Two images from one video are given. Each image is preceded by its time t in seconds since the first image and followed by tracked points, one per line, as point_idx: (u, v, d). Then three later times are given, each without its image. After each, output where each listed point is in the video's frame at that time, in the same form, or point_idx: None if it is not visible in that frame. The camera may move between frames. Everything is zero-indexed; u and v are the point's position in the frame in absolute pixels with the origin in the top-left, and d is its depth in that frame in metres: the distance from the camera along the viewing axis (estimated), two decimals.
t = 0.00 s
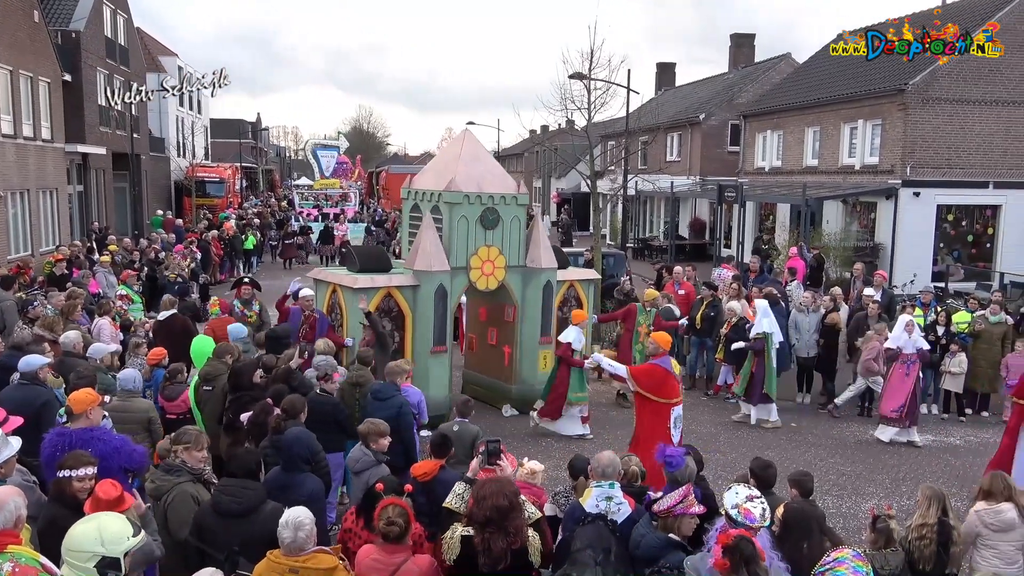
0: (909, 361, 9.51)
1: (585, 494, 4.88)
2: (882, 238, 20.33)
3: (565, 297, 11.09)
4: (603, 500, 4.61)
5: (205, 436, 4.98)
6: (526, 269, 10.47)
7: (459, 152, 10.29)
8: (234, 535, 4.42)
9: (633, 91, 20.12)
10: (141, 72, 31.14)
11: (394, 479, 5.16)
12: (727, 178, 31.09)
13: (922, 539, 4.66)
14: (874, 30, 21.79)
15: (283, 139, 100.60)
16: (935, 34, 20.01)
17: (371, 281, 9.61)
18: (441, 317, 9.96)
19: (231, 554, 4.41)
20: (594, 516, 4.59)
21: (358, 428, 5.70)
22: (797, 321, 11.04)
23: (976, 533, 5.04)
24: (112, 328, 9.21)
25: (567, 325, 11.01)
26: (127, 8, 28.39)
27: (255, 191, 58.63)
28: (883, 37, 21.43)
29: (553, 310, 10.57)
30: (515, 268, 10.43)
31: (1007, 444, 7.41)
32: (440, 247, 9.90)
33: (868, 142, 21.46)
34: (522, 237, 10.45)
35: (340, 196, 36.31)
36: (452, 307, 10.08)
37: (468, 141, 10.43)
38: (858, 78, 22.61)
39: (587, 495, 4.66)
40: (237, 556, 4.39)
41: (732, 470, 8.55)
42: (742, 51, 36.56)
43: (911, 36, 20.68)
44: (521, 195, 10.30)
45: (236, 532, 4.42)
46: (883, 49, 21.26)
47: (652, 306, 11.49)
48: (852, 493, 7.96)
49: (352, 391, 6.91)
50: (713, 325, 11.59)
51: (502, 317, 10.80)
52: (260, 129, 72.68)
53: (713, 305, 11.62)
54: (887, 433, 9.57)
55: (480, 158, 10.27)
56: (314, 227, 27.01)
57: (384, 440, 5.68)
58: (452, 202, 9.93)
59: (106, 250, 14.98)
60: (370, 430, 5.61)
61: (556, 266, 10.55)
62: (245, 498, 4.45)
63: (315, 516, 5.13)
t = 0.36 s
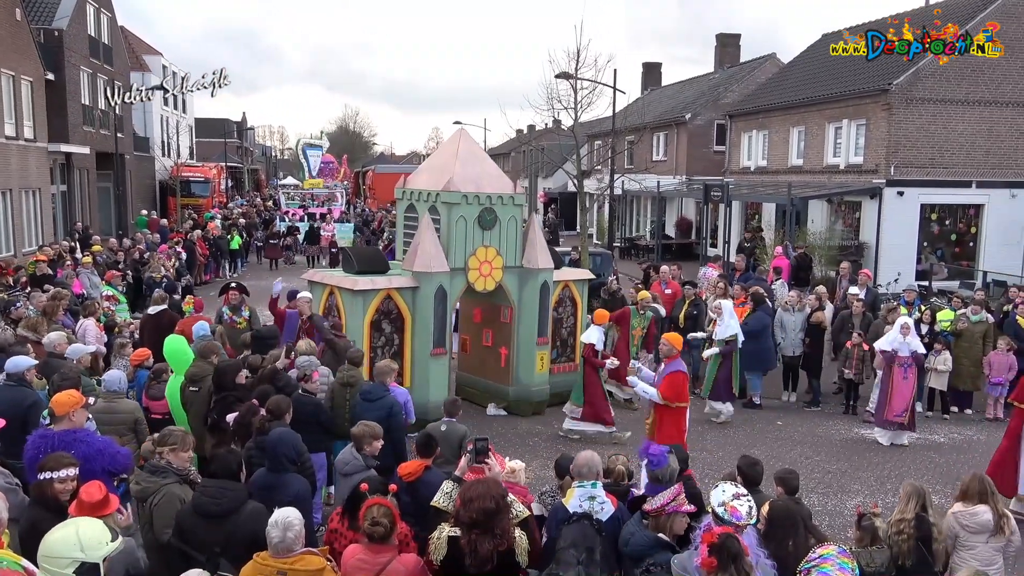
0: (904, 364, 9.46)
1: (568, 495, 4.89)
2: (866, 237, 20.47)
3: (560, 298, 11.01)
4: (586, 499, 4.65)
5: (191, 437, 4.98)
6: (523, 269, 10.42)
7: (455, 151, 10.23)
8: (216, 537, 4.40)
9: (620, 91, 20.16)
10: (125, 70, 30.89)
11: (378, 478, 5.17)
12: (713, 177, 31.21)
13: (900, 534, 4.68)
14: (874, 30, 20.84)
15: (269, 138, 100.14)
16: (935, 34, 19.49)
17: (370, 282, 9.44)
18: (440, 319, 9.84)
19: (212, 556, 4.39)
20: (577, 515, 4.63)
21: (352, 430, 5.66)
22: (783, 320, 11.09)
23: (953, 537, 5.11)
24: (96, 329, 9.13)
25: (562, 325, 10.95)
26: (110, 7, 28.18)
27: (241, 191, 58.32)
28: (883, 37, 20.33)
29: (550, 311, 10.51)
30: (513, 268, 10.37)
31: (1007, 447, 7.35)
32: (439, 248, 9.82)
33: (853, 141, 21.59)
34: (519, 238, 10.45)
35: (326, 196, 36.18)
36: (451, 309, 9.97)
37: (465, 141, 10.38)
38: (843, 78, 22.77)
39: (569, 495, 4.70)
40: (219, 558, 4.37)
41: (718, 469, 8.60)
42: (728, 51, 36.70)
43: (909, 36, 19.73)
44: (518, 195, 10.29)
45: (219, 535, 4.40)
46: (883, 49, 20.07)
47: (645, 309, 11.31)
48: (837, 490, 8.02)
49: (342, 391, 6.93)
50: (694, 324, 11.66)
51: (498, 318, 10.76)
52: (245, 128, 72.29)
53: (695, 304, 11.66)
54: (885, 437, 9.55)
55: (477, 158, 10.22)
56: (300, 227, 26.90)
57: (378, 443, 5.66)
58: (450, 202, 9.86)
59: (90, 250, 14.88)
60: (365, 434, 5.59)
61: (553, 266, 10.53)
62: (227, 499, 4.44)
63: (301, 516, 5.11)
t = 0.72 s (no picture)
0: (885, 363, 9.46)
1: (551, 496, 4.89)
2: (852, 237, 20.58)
3: (557, 299, 11.02)
4: (567, 500, 4.64)
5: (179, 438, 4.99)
6: (523, 270, 10.40)
7: (454, 151, 10.15)
8: (201, 539, 4.38)
9: (608, 92, 20.22)
10: (110, 70, 30.67)
11: (364, 480, 5.28)
12: (701, 177, 31.31)
13: (899, 539, 4.66)
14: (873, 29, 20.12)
15: (256, 138, 99.73)
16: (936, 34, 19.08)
17: (374, 285, 9.29)
18: (444, 323, 9.73)
19: (197, 559, 4.37)
20: (560, 515, 4.64)
21: (354, 437, 5.58)
22: (771, 319, 11.14)
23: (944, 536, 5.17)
24: (81, 330, 9.08)
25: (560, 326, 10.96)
26: (95, 6, 27.97)
27: (228, 191, 58.00)
28: (883, 37, 19.74)
29: (550, 312, 10.51)
30: (513, 269, 10.35)
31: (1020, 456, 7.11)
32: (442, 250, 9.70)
33: (839, 142, 21.73)
34: (519, 238, 10.39)
35: (314, 196, 36.09)
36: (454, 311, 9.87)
37: (463, 141, 10.29)
38: (829, 79, 22.92)
39: (551, 495, 4.71)
40: (204, 560, 4.36)
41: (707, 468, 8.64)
42: (715, 51, 36.81)
43: (909, 35, 19.35)
44: (517, 196, 10.23)
45: (204, 538, 4.38)
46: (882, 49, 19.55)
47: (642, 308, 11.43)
48: (824, 489, 8.07)
49: (324, 393, 6.88)
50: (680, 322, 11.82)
51: (497, 320, 10.76)
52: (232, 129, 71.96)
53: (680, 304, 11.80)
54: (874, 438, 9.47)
55: (476, 158, 10.15)
56: (287, 228, 26.80)
57: (379, 451, 5.57)
58: (451, 202, 9.77)
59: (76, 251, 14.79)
60: (367, 442, 5.52)
61: (553, 267, 10.54)
62: (213, 500, 4.42)
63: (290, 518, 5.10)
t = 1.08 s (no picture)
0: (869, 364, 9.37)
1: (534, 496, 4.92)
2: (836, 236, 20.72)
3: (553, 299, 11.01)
4: (547, 500, 4.67)
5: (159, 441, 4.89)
6: (522, 271, 10.38)
7: (452, 151, 10.07)
8: (185, 541, 4.35)
9: (594, 91, 20.27)
10: (93, 69, 30.40)
11: (347, 479, 5.10)
12: (686, 177, 31.44)
13: (897, 542, 4.73)
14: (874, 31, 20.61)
15: (240, 138, 99.21)
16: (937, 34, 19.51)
17: (377, 287, 9.14)
18: (446, 325, 9.64)
19: (182, 560, 4.34)
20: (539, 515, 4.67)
21: (336, 434, 5.62)
22: (757, 317, 11.23)
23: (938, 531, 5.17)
24: (63, 332, 8.99)
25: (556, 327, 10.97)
26: (77, 4, 27.72)
27: (211, 190, 57.64)
28: (883, 37, 20.17)
29: (549, 313, 10.50)
30: (512, 270, 10.32)
31: None
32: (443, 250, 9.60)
33: (823, 141, 21.85)
34: (518, 238, 10.36)
35: (299, 196, 35.91)
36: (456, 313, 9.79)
37: (461, 140, 10.21)
38: (812, 79, 23.08)
39: (533, 495, 4.74)
40: (188, 562, 4.33)
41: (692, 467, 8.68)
42: (700, 52, 37.00)
43: (909, 35, 19.70)
44: (516, 196, 10.20)
45: (189, 539, 4.35)
46: (882, 49, 20.31)
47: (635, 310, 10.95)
48: (809, 487, 8.13)
49: (307, 394, 6.89)
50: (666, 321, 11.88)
51: (495, 321, 10.72)
52: (216, 129, 71.52)
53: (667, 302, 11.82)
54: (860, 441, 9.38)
55: (475, 157, 10.09)
56: (271, 228, 26.67)
57: (361, 447, 5.65)
58: (452, 203, 9.70)
59: (57, 251, 14.65)
60: (350, 438, 5.57)
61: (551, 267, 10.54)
62: (197, 503, 4.39)
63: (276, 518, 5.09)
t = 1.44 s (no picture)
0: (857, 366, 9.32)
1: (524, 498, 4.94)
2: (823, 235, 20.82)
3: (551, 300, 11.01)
4: (534, 502, 4.70)
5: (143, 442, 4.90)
6: (522, 272, 10.38)
7: (453, 152, 10.08)
8: (173, 542, 4.34)
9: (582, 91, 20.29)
10: (77, 69, 30.16)
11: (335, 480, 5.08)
12: (674, 177, 31.53)
13: (877, 540, 4.76)
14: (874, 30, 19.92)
15: (227, 138, 98.74)
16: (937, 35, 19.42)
17: (383, 290, 9.07)
18: (451, 328, 9.59)
19: (169, 562, 4.33)
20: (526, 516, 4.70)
21: (311, 433, 5.65)
22: (744, 317, 11.30)
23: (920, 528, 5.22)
24: (48, 333, 8.93)
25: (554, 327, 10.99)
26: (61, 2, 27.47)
27: (198, 190, 57.32)
28: (883, 37, 19.53)
29: (549, 313, 10.50)
30: (513, 271, 10.31)
31: None
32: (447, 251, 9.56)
33: (809, 141, 21.98)
34: (518, 239, 10.36)
35: (286, 196, 35.80)
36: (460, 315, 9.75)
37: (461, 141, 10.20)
38: (798, 79, 23.20)
39: (520, 496, 4.77)
40: (176, 564, 4.32)
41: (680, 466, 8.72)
42: (687, 52, 37.10)
43: (910, 35, 19.51)
44: (516, 196, 10.21)
45: (176, 541, 4.33)
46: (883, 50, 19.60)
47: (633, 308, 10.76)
48: (796, 485, 8.17)
49: (292, 396, 6.87)
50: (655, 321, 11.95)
51: (495, 323, 10.69)
52: (202, 129, 71.12)
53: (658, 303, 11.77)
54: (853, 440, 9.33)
55: (475, 158, 10.08)
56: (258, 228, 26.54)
57: (337, 444, 5.70)
58: (456, 203, 9.66)
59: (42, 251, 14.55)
60: (325, 436, 5.60)
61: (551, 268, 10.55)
62: (184, 504, 4.37)
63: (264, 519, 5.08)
